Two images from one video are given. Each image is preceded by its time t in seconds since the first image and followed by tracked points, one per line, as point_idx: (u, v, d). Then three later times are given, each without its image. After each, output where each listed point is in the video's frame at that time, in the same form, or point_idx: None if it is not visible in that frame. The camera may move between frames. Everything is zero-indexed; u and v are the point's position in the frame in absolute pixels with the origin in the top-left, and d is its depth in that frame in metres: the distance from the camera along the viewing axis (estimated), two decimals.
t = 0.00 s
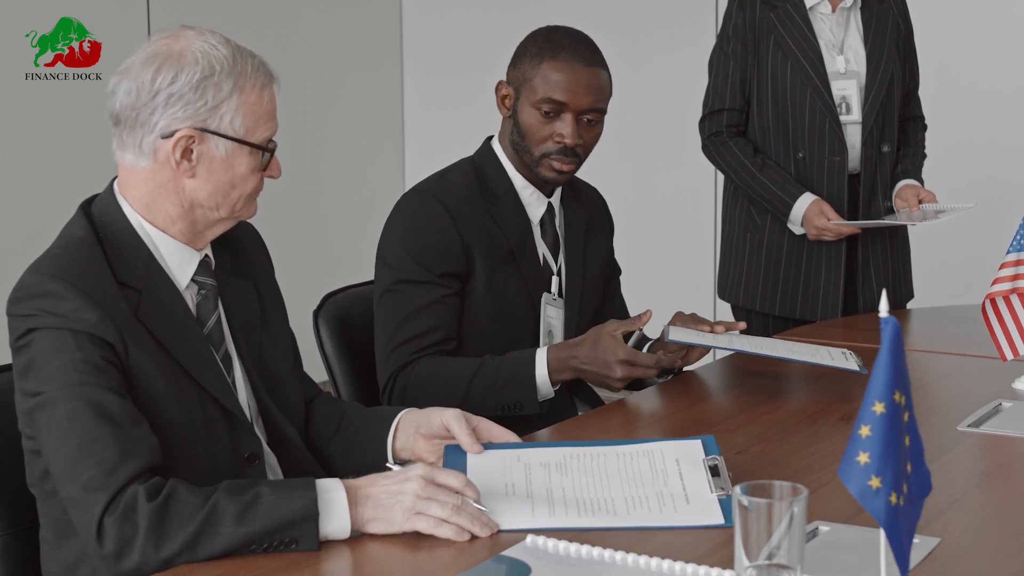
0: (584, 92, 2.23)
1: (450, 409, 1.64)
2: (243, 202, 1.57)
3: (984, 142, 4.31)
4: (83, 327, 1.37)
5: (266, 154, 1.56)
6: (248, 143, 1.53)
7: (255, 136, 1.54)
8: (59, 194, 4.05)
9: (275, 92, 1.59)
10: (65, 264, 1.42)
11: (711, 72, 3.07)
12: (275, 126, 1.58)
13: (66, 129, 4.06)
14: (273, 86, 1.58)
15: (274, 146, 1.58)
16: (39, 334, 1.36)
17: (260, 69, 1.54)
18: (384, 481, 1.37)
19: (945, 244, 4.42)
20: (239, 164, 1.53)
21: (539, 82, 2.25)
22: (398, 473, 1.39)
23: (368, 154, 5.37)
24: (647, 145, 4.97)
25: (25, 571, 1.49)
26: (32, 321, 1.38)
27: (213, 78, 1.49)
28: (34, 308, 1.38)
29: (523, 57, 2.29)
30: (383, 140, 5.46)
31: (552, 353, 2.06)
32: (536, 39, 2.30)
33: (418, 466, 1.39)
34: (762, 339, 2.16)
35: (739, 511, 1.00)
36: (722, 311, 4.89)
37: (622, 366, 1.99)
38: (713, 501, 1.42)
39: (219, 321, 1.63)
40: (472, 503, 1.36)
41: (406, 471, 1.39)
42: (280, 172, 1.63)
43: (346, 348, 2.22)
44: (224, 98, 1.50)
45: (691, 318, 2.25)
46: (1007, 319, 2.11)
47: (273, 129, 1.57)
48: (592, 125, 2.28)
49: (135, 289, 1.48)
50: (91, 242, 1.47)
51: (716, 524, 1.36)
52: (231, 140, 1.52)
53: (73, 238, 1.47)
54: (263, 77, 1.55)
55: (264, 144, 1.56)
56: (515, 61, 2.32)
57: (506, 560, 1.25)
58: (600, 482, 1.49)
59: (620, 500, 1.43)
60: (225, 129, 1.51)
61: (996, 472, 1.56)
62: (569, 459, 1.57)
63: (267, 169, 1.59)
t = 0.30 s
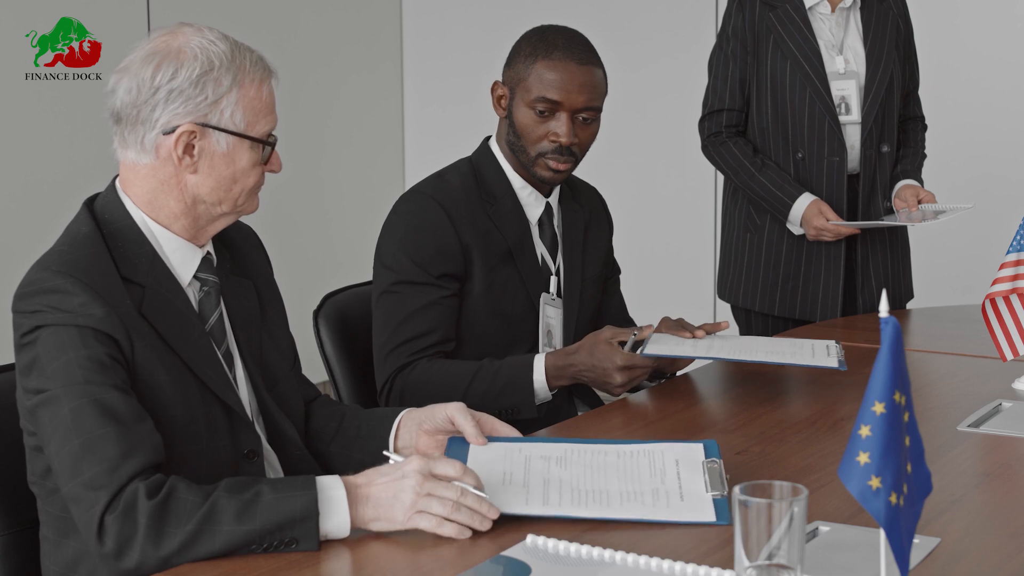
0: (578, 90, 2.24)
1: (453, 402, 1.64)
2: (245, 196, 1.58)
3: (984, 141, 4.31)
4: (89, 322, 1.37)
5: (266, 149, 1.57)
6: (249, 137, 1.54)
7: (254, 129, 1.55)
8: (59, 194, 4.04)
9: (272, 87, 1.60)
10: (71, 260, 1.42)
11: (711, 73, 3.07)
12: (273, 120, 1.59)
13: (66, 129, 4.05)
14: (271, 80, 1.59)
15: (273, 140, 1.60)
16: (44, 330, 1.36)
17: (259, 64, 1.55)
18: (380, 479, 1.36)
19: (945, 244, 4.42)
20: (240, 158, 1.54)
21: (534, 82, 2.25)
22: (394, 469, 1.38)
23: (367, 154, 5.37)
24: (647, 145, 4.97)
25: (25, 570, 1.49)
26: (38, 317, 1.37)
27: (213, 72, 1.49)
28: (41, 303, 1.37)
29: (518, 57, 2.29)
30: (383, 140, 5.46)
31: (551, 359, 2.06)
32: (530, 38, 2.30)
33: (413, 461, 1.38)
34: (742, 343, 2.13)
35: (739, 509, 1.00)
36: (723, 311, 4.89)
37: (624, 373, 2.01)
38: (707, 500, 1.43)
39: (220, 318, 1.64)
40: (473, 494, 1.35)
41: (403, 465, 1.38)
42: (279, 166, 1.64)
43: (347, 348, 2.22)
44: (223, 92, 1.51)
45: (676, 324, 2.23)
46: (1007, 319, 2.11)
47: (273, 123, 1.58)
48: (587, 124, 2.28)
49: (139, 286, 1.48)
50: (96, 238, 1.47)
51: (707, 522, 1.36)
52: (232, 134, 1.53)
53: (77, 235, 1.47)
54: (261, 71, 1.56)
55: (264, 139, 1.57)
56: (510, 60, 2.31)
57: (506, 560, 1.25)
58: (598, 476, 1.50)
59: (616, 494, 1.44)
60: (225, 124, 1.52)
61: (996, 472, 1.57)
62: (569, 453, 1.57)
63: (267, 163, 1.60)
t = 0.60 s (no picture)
0: (575, 90, 2.24)
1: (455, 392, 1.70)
2: (250, 193, 1.59)
3: (983, 141, 4.31)
4: (95, 321, 1.37)
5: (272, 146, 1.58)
6: (255, 135, 1.55)
7: (259, 126, 1.56)
8: (60, 195, 4.04)
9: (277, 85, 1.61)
10: (77, 258, 1.42)
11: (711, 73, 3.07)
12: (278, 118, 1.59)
13: (65, 129, 4.05)
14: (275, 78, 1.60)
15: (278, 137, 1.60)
16: (51, 330, 1.36)
17: (263, 62, 1.56)
18: (372, 459, 1.35)
19: (945, 243, 4.42)
20: (245, 156, 1.55)
21: (530, 82, 2.25)
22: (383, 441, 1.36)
23: (367, 154, 5.37)
24: (646, 145, 4.97)
25: (26, 570, 1.49)
26: (45, 317, 1.37)
27: (219, 71, 1.50)
28: (48, 303, 1.38)
29: (515, 57, 2.29)
30: (383, 140, 5.46)
31: (541, 365, 2.07)
32: (527, 39, 2.30)
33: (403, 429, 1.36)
34: (721, 348, 2.07)
35: (740, 507, 1.00)
36: (723, 312, 4.89)
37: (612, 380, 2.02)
38: (683, 494, 1.46)
39: (225, 316, 1.63)
40: (467, 451, 1.34)
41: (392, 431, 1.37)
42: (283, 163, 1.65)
43: (347, 348, 2.22)
44: (229, 91, 1.51)
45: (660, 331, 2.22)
46: (1007, 319, 2.10)
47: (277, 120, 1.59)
48: (584, 124, 2.28)
49: (145, 283, 1.48)
50: (102, 236, 1.47)
51: (675, 510, 1.41)
52: (237, 132, 1.53)
53: (84, 233, 1.48)
54: (266, 69, 1.56)
55: (270, 136, 1.58)
56: (507, 61, 2.31)
57: (507, 560, 1.25)
58: (585, 463, 1.55)
59: (596, 479, 1.50)
60: (231, 122, 1.53)
61: (996, 472, 1.57)
62: (564, 446, 1.63)
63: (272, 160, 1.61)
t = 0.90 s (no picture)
0: (572, 91, 2.22)
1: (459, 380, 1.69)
2: (257, 192, 1.59)
3: (983, 141, 4.31)
4: (110, 319, 1.37)
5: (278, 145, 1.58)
6: (262, 134, 1.55)
7: (267, 125, 1.55)
8: (60, 195, 4.04)
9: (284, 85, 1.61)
10: (88, 257, 1.43)
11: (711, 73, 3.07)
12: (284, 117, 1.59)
13: (65, 129, 4.05)
14: (282, 78, 1.59)
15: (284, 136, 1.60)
16: (64, 329, 1.36)
17: (270, 62, 1.56)
18: (384, 422, 1.36)
19: (945, 244, 4.42)
20: (253, 155, 1.55)
21: (527, 83, 2.25)
22: (389, 403, 1.37)
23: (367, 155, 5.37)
24: (646, 146, 4.97)
25: (25, 569, 1.54)
26: (58, 316, 1.37)
27: (227, 70, 1.50)
28: (62, 301, 1.38)
29: (512, 58, 2.28)
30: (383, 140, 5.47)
31: (522, 373, 2.07)
32: (524, 40, 2.29)
33: (409, 393, 1.36)
34: (701, 358, 2.05)
35: (740, 507, 1.00)
36: (723, 312, 4.88)
37: (589, 391, 1.99)
38: (672, 475, 1.54)
39: (231, 315, 1.65)
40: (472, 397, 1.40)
41: (390, 389, 1.38)
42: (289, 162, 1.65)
43: (347, 348, 2.22)
44: (237, 90, 1.51)
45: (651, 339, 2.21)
46: (1007, 319, 2.10)
47: (284, 120, 1.59)
48: (583, 125, 2.26)
49: (155, 282, 1.49)
50: (111, 236, 1.48)
51: (662, 488, 1.49)
52: (245, 131, 1.53)
53: (93, 232, 1.48)
54: (274, 68, 1.56)
55: (276, 135, 1.57)
56: (505, 61, 2.31)
57: (507, 560, 1.25)
58: (580, 448, 1.65)
59: (590, 461, 1.59)
60: (239, 121, 1.52)
61: (996, 473, 1.56)
62: (560, 433, 1.73)
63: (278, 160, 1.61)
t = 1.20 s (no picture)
0: (568, 93, 2.19)
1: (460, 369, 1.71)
2: (260, 190, 1.60)
3: (983, 141, 4.31)
4: (127, 315, 1.40)
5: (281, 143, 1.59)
6: (265, 132, 1.56)
7: (270, 124, 1.57)
8: (60, 195, 4.04)
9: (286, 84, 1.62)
10: (98, 255, 1.45)
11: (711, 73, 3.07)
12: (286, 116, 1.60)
13: (65, 129, 4.05)
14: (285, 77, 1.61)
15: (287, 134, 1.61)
16: (82, 326, 1.38)
17: (274, 61, 1.57)
18: (417, 380, 1.44)
19: (945, 244, 4.42)
20: (256, 153, 1.56)
21: (523, 84, 2.21)
22: (420, 362, 1.44)
23: (367, 155, 5.37)
24: (646, 146, 4.97)
25: (26, 569, 1.56)
26: (73, 312, 1.39)
27: (231, 68, 1.51)
28: (75, 299, 1.40)
29: (508, 58, 2.25)
30: (383, 140, 5.47)
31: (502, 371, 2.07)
32: (520, 39, 2.26)
33: (442, 350, 1.44)
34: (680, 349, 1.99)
35: (740, 507, 1.00)
36: (723, 312, 4.88)
37: (563, 384, 1.98)
38: (683, 458, 1.63)
39: (235, 312, 1.65)
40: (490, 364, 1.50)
41: (421, 357, 1.45)
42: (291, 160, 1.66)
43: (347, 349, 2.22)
44: (240, 88, 1.53)
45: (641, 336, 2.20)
46: (1007, 319, 2.10)
47: (286, 118, 1.60)
48: (579, 126, 2.23)
49: (163, 280, 1.51)
50: (118, 235, 1.49)
51: (680, 472, 1.57)
52: (248, 128, 1.54)
53: (100, 231, 1.49)
54: (277, 67, 1.58)
55: (279, 133, 1.59)
56: (501, 62, 2.28)
57: (507, 560, 1.25)
58: (587, 437, 1.71)
59: (601, 448, 1.66)
60: (242, 119, 1.54)
61: (996, 473, 1.56)
62: (563, 422, 1.79)
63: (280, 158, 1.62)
